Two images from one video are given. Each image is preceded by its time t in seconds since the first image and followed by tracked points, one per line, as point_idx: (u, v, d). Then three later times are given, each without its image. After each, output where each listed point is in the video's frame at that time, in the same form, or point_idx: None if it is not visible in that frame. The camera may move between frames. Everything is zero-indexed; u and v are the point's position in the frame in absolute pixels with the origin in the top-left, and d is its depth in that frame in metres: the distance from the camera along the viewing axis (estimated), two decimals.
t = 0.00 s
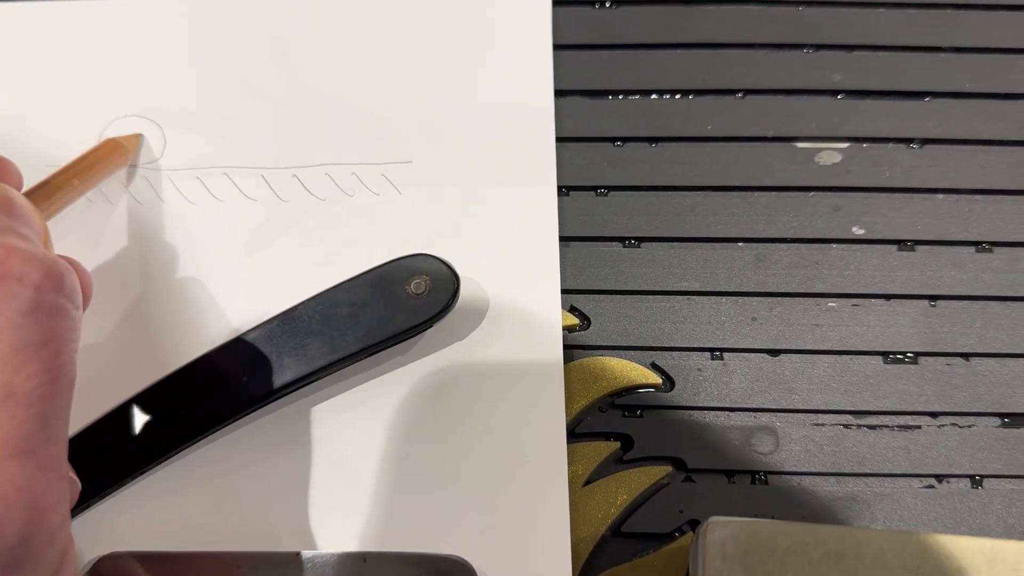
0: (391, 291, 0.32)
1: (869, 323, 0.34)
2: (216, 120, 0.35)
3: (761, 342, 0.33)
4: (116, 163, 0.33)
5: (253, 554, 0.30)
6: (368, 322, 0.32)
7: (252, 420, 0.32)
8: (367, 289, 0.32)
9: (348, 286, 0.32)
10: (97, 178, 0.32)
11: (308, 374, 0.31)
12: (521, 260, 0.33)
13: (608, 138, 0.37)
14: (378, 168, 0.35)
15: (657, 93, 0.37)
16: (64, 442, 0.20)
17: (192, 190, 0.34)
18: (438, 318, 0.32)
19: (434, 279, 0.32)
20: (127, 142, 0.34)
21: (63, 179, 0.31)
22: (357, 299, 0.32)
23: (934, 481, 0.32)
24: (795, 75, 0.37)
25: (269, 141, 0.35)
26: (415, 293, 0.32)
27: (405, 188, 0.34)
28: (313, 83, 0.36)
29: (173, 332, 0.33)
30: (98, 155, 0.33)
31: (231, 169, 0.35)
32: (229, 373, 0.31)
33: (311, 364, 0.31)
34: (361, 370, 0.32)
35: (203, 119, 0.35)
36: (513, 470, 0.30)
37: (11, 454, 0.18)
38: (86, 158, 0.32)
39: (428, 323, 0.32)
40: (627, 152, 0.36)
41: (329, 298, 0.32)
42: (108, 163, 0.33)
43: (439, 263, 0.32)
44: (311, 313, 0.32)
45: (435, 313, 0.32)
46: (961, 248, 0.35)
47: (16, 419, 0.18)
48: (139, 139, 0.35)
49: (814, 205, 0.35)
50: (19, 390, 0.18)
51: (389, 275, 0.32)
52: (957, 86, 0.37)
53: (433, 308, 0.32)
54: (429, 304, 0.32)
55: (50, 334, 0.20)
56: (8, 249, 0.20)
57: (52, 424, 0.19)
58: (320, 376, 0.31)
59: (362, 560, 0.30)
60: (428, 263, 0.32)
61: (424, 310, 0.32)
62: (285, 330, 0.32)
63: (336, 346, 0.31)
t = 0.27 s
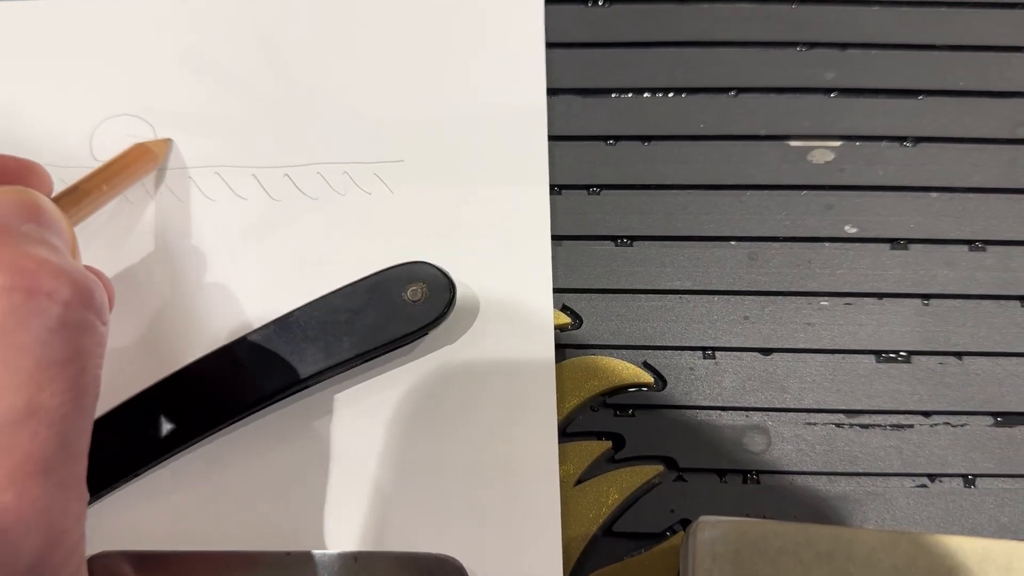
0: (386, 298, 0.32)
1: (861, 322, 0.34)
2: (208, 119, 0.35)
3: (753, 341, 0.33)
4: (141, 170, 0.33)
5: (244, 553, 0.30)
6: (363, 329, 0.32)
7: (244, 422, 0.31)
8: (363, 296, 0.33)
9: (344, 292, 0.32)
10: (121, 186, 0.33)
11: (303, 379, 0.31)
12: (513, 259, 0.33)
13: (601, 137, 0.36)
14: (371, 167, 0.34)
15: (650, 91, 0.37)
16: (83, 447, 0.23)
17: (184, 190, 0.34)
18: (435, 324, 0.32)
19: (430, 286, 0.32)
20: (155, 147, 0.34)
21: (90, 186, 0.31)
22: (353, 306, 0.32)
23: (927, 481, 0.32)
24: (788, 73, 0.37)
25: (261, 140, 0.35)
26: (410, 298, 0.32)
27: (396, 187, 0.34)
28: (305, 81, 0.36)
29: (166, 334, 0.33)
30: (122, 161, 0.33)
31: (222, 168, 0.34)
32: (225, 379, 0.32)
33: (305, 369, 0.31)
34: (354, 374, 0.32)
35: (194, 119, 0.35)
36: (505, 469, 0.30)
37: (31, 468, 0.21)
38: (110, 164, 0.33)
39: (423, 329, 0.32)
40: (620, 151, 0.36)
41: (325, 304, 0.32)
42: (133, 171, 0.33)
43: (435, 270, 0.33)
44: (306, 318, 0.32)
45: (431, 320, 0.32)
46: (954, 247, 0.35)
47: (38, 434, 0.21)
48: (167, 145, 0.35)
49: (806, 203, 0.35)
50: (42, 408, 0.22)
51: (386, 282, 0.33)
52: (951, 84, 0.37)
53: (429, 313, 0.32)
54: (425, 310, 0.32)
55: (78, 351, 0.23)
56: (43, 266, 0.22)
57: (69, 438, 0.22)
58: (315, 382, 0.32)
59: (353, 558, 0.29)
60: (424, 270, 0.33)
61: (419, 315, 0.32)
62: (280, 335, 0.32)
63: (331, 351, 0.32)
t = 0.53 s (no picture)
0: (383, 299, 0.32)
1: (856, 320, 0.34)
2: (202, 117, 0.35)
3: (746, 339, 0.33)
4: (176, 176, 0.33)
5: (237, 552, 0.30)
6: (360, 329, 0.32)
7: (238, 422, 0.31)
8: (360, 296, 0.33)
9: (342, 292, 0.33)
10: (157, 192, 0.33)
11: (298, 379, 0.31)
12: (508, 257, 0.33)
13: (595, 135, 0.36)
14: (365, 165, 0.34)
15: (644, 89, 0.37)
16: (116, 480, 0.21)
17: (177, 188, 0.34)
18: (432, 324, 0.32)
19: (427, 287, 0.32)
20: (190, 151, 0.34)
21: (124, 191, 0.31)
22: (350, 306, 0.32)
23: (922, 480, 0.32)
24: (783, 71, 0.37)
25: (254, 139, 0.35)
26: (407, 299, 0.32)
27: (390, 185, 0.34)
28: (299, 79, 0.35)
29: (158, 332, 0.33)
30: (158, 167, 0.33)
31: (216, 167, 0.34)
32: (221, 380, 0.32)
33: (302, 369, 0.31)
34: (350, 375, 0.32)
35: (187, 117, 0.35)
36: (498, 468, 0.30)
37: (63, 495, 0.19)
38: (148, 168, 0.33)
39: (420, 330, 0.32)
40: (614, 149, 0.36)
41: (322, 304, 0.32)
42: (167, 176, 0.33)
43: (432, 271, 0.33)
44: (304, 318, 0.32)
45: (428, 320, 0.32)
46: (949, 245, 0.35)
47: (68, 458, 0.20)
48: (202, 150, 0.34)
49: (801, 201, 0.35)
50: (77, 430, 0.20)
51: (383, 283, 0.33)
52: (945, 82, 0.37)
53: (425, 314, 0.32)
54: (422, 311, 0.32)
55: (115, 371, 0.21)
56: (81, 283, 0.21)
57: (101, 464, 0.20)
58: (312, 383, 0.32)
59: (346, 557, 0.29)
60: (420, 271, 0.33)
61: (416, 316, 0.32)
62: (277, 335, 0.32)
63: (328, 351, 0.32)
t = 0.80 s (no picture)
0: (385, 302, 0.32)
1: (852, 321, 0.34)
2: (200, 119, 0.35)
3: (742, 340, 0.33)
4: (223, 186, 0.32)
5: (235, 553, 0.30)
6: (362, 332, 0.32)
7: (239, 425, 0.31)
8: (361, 299, 0.32)
9: (344, 295, 0.32)
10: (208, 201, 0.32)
11: (299, 382, 0.31)
12: (505, 259, 0.33)
13: (592, 136, 0.36)
14: (363, 167, 0.34)
15: (641, 90, 0.37)
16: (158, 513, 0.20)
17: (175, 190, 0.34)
18: (434, 327, 0.32)
19: (429, 290, 0.32)
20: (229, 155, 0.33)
21: (176, 202, 0.30)
22: (351, 309, 0.32)
23: (917, 480, 0.32)
24: (780, 72, 0.37)
25: (253, 140, 0.35)
26: (409, 303, 0.32)
27: (388, 187, 0.34)
28: (297, 80, 0.35)
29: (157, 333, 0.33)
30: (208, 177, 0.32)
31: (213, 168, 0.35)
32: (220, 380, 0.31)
33: (304, 373, 0.31)
34: (350, 380, 0.32)
35: (186, 119, 0.35)
36: (495, 470, 0.30)
37: (115, 526, 0.18)
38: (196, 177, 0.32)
39: (422, 332, 0.32)
40: (610, 150, 0.36)
41: (323, 307, 0.32)
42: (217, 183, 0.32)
43: (435, 275, 0.32)
44: (304, 321, 0.32)
45: (430, 323, 0.32)
46: (945, 246, 0.35)
47: (124, 488, 0.19)
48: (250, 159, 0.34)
49: (797, 202, 0.35)
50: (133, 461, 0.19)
51: (384, 286, 0.32)
52: (942, 83, 0.37)
53: (426, 318, 0.32)
54: (424, 314, 0.32)
55: (167, 403, 0.20)
56: (147, 312, 0.21)
57: (150, 497, 0.19)
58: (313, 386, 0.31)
59: (347, 557, 0.29)
60: (422, 274, 0.32)
61: (418, 319, 0.32)
62: (278, 338, 0.32)
63: (330, 354, 0.32)
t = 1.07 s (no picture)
0: (390, 301, 0.32)
1: (852, 318, 0.34)
2: (200, 116, 0.35)
3: (742, 336, 0.33)
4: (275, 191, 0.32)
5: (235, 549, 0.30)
6: (365, 331, 0.32)
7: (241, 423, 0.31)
8: (366, 297, 0.32)
9: (350, 292, 0.32)
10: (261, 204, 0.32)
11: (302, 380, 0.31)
12: (505, 256, 0.33)
13: (591, 133, 0.36)
14: (363, 163, 0.34)
15: (641, 87, 0.37)
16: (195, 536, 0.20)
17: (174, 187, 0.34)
18: (438, 326, 0.32)
19: (433, 289, 0.32)
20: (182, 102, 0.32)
21: (231, 210, 0.30)
22: (356, 307, 0.32)
23: (917, 477, 0.32)
24: (780, 68, 0.37)
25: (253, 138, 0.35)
26: (414, 302, 0.32)
27: (388, 183, 0.34)
28: (296, 77, 0.35)
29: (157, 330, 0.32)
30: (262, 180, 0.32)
31: (212, 165, 0.34)
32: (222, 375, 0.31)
33: (308, 374, 0.31)
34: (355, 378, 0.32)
35: (185, 116, 0.35)
36: (496, 467, 0.30)
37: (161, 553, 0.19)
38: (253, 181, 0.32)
39: (425, 331, 0.32)
40: (610, 146, 0.36)
41: (328, 305, 0.32)
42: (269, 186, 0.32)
43: (440, 274, 0.32)
44: (309, 319, 0.32)
45: (433, 321, 0.32)
46: (945, 243, 0.35)
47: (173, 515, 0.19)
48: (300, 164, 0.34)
49: (797, 199, 0.35)
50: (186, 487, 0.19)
51: (389, 284, 0.32)
52: (942, 80, 0.37)
53: (430, 316, 0.32)
54: (428, 312, 0.32)
55: (216, 430, 0.21)
56: (203, 337, 0.21)
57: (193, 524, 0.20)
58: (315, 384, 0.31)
59: (350, 555, 0.29)
60: (428, 273, 0.32)
61: (421, 317, 0.32)
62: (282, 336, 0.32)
63: (333, 352, 0.31)
